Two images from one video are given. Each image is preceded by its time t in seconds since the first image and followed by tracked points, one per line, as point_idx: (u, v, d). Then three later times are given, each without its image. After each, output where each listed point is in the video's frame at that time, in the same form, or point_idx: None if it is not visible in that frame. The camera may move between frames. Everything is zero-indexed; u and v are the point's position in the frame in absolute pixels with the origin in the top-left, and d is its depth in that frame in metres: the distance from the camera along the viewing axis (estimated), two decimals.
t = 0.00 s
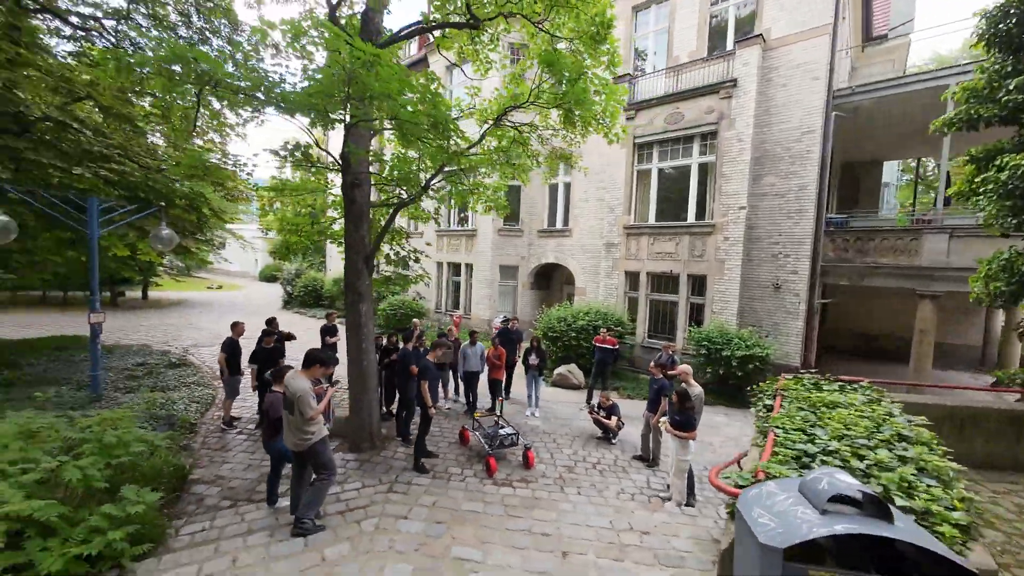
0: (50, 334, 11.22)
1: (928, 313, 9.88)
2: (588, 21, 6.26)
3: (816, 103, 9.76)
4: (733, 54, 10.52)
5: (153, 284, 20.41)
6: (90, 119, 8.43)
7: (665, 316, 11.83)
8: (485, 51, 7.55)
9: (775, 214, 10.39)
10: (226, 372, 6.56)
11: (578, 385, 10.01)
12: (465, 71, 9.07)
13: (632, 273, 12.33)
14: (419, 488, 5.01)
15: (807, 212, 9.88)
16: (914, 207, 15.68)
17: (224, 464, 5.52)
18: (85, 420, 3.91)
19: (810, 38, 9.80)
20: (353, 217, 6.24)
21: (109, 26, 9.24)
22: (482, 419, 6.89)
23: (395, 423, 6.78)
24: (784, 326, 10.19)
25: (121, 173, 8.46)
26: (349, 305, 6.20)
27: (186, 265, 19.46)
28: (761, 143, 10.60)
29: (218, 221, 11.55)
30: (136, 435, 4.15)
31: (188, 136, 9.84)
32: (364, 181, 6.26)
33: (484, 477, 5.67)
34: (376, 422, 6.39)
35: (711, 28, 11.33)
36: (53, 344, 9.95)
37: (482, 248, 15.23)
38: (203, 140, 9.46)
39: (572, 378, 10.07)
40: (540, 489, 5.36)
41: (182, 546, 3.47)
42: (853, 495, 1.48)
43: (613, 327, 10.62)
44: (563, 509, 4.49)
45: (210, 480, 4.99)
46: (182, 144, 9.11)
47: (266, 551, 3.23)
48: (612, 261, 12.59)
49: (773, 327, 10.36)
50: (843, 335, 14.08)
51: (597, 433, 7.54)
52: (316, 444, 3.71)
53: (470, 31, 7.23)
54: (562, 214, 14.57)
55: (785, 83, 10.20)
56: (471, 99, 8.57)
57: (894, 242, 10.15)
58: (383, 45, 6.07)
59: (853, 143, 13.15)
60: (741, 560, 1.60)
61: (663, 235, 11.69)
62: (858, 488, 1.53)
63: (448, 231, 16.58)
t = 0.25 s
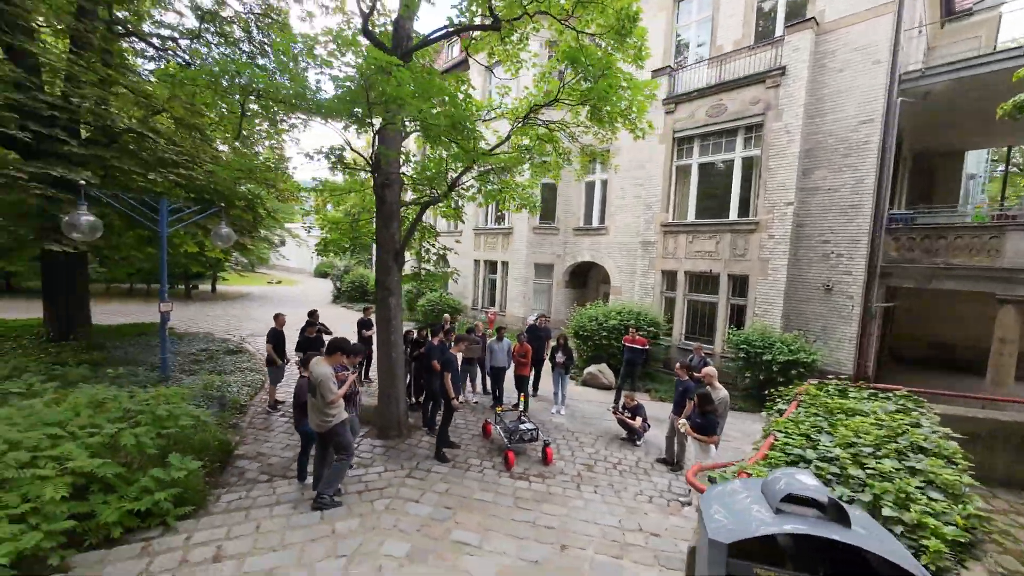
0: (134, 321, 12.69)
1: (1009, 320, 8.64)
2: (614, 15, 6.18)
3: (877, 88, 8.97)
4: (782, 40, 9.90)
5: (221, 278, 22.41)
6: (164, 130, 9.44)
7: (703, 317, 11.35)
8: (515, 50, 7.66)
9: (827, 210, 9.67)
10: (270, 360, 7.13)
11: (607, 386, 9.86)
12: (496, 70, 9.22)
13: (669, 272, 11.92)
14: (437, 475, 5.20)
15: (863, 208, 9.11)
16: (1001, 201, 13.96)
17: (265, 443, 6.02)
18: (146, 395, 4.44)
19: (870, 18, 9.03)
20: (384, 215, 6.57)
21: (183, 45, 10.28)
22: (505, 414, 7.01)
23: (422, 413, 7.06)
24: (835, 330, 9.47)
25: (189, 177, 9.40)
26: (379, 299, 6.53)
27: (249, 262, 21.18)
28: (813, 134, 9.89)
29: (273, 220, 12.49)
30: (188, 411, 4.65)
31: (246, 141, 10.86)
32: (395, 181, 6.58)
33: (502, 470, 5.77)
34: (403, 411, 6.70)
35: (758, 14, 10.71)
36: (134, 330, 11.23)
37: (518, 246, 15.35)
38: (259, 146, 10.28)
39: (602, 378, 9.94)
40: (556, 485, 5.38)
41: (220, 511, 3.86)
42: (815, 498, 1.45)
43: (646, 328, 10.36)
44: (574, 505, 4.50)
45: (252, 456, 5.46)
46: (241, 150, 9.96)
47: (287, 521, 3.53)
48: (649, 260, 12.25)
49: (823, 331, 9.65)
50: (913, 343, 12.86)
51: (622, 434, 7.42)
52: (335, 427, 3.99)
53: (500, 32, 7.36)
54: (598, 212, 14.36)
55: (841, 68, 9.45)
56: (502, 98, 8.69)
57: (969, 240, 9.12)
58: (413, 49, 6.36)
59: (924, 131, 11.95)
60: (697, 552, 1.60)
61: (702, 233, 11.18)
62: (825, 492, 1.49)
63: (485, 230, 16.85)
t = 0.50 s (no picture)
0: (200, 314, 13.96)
1: None
2: (642, 11, 6.08)
3: (945, 73, 8.18)
4: (835, 25, 9.24)
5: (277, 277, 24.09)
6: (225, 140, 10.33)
7: (745, 321, 10.79)
8: (545, 51, 7.70)
9: (886, 207, 8.91)
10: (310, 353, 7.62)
11: (638, 389, 9.63)
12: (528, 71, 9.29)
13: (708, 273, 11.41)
14: (457, 468, 5.35)
15: (928, 204, 8.33)
16: None
17: (303, 429, 6.45)
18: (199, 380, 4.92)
19: None
20: (414, 216, 6.84)
21: (243, 62, 11.20)
22: (529, 412, 7.06)
23: (449, 408, 7.27)
24: (893, 338, 8.71)
25: (245, 183, 10.23)
26: (409, 297, 6.82)
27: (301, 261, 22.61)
28: (870, 125, 9.16)
29: (320, 222, 13.27)
30: (233, 395, 5.10)
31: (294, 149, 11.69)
32: (425, 183, 6.82)
33: (523, 467, 5.83)
34: (431, 406, 6.93)
35: None
36: (199, 323, 12.38)
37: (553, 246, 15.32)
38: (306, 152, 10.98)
39: (633, 381, 9.72)
40: (575, 485, 5.37)
41: (256, 487, 4.21)
42: (785, 502, 1.46)
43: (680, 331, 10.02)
44: (589, 506, 4.48)
45: (290, 440, 5.88)
46: (290, 157, 10.69)
47: (311, 500, 3.79)
48: (687, 260, 11.83)
49: (879, 339, 8.90)
50: (993, 355, 11.61)
51: (650, 438, 7.24)
52: (359, 415, 4.25)
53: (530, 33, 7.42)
54: (635, 212, 14.02)
55: (903, 53, 8.70)
56: (533, 99, 8.75)
57: None
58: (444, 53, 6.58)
59: (1005, 118, 10.72)
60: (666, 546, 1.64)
61: (744, 232, 10.56)
62: (795, 494, 1.51)
63: (520, 230, 16.95)
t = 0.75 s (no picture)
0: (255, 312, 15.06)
1: None
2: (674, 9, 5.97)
3: None
4: (894, 11, 8.56)
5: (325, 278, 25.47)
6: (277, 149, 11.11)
7: (789, 328, 10.15)
8: (576, 53, 7.71)
9: (953, 206, 8.12)
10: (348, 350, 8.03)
11: (672, 396, 9.33)
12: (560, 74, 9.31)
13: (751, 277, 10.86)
14: (479, 466, 5.45)
15: (1004, 203, 7.53)
16: None
17: (338, 421, 6.80)
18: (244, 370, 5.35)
19: None
20: (445, 219, 7.05)
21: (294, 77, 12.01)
22: (554, 415, 7.05)
23: (475, 408, 7.41)
24: (961, 350, 7.91)
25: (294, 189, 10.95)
26: (438, 298, 7.05)
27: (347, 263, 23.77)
28: (934, 118, 8.41)
29: (362, 225, 13.92)
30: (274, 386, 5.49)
31: (338, 157, 12.38)
32: (455, 186, 7.02)
33: (545, 469, 5.83)
34: (458, 404, 7.10)
35: None
36: (253, 319, 13.35)
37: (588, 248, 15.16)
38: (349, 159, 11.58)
39: (666, 387, 9.43)
40: (596, 489, 5.31)
41: (289, 472, 4.52)
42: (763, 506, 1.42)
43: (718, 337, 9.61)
44: (607, 511, 4.42)
45: (325, 431, 6.24)
46: (335, 164, 11.32)
47: (336, 487, 4.02)
48: (727, 264, 11.33)
49: (944, 351, 8.11)
50: None
51: (680, 446, 7.00)
52: (383, 409, 4.47)
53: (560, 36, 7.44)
54: (673, 213, 13.61)
55: (974, 37, 7.92)
56: (565, 101, 8.75)
57: None
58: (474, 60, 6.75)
59: None
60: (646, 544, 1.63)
61: (790, 234, 9.95)
62: (777, 502, 1.44)
63: (555, 233, 16.92)
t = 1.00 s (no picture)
0: (303, 309, 15.98)
1: None
2: None
3: None
4: None
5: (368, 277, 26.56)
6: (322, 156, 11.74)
7: (842, 332, 9.44)
8: (609, 50, 7.61)
9: None
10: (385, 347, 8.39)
11: (709, 401, 8.96)
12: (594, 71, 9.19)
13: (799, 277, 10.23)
14: (504, 462, 5.52)
15: None
16: None
17: (373, 414, 7.12)
18: (287, 362, 5.73)
19: None
20: (475, 220, 7.19)
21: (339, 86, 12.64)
22: (583, 415, 7.00)
23: (504, 405, 7.50)
24: None
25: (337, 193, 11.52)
26: (468, 297, 7.21)
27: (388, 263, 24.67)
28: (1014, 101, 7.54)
29: (400, 226, 14.40)
30: (313, 378, 5.83)
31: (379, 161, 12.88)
32: (485, 187, 7.13)
33: (571, 469, 5.80)
34: (487, 401, 7.23)
35: None
36: (301, 316, 14.19)
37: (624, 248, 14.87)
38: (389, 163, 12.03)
39: (704, 392, 9.08)
40: (622, 493, 5.23)
41: (324, 459, 4.80)
42: (756, 508, 1.41)
43: (761, 341, 9.13)
44: (630, 514, 4.35)
45: (361, 422, 6.55)
46: (375, 168, 11.79)
47: (365, 475, 4.22)
48: (773, 264, 10.73)
49: None
50: None
51: (715, 453, 6.74)
52: (411, 403, 4.67)
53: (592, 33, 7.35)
54: (715, 211, 13.05)
55: None
56: (598, 99, 8.63)
57: None
58: (504, 62, 6.82)
59: None
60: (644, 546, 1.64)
61: (842, 231, 9.31)
62: (775, 507, 1.42)
63: (591, 232, 16.71)
